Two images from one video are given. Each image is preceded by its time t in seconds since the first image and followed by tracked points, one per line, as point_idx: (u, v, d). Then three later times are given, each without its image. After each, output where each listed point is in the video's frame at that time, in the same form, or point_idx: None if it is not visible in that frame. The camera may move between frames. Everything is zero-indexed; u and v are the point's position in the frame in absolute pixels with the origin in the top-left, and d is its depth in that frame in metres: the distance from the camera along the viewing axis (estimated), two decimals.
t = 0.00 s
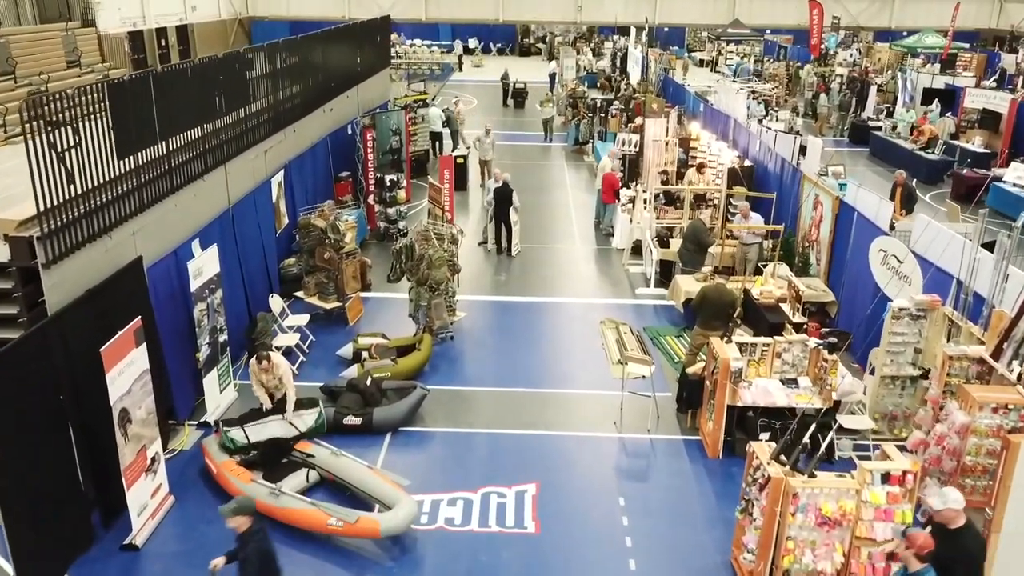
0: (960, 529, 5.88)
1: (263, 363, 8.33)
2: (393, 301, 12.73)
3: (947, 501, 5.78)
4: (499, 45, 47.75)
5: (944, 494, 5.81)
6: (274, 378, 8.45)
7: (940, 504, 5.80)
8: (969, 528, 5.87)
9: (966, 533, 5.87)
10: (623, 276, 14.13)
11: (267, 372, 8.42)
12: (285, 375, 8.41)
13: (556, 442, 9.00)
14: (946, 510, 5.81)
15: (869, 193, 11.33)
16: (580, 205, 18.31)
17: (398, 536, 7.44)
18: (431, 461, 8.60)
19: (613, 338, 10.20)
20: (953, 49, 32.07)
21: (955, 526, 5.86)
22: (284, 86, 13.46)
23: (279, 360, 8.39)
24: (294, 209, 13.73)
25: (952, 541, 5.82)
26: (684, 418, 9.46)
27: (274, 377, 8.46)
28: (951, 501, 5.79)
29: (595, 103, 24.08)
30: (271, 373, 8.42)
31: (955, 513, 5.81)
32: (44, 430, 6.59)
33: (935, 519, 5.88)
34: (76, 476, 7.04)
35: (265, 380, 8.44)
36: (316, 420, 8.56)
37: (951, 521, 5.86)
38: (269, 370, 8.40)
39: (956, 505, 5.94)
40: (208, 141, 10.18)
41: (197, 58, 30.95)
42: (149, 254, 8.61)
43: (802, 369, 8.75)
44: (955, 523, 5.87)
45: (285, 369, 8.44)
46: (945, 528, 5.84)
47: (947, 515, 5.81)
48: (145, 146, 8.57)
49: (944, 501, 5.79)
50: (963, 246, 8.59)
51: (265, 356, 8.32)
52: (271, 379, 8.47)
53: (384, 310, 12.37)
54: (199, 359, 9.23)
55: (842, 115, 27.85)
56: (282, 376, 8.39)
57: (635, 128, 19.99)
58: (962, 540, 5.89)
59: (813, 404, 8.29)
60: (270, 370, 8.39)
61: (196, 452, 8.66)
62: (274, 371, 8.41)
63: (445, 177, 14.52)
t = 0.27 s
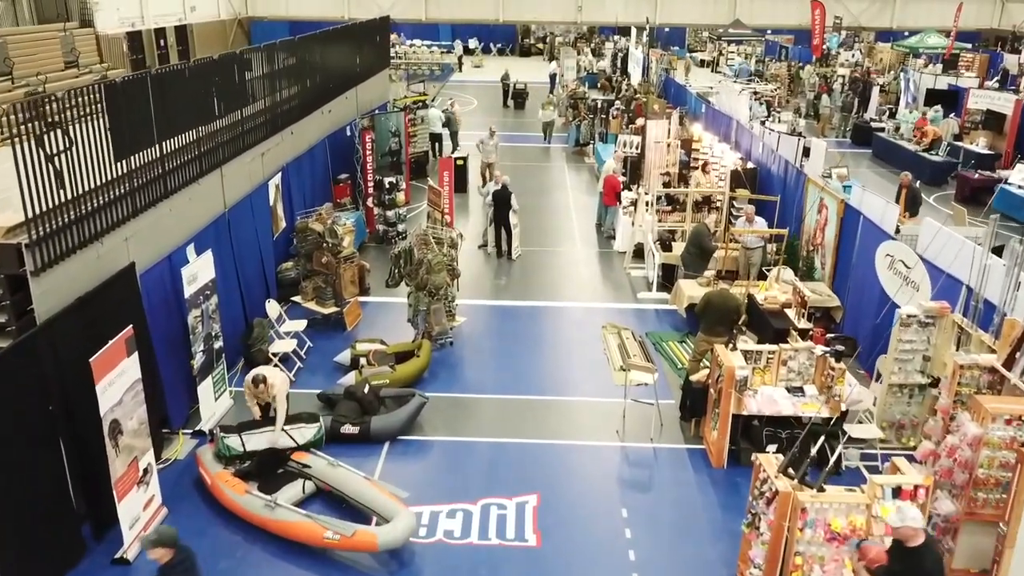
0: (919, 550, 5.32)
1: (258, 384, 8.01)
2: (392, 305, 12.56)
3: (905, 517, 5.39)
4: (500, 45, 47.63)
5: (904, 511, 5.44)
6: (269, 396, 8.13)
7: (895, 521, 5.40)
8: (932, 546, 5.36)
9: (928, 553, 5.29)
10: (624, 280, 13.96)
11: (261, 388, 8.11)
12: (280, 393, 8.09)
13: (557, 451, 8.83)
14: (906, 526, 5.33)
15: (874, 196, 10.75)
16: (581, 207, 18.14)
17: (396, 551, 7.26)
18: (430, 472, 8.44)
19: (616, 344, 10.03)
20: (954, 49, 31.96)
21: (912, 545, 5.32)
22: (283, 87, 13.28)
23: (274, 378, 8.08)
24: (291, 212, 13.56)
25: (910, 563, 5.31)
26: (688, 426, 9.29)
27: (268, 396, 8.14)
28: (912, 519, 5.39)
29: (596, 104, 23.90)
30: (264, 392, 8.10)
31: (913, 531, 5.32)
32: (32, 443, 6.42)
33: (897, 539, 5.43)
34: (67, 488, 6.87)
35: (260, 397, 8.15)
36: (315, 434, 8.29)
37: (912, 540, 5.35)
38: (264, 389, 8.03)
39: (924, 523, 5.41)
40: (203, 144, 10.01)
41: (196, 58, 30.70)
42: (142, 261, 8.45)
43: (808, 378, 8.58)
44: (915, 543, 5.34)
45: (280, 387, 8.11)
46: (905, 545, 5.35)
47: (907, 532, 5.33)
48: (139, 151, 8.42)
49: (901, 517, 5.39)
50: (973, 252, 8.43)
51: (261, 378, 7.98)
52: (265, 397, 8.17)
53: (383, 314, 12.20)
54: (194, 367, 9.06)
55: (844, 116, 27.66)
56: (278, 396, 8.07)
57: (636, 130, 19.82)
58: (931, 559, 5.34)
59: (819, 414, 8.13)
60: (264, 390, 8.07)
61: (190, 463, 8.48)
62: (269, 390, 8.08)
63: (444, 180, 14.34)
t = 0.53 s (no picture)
0: (867, 557, 5.31)
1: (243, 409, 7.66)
2: (390, 310, 12.38)
3: (850, 526, 5.33)
4: (500, 45, 47.44)
5: (848, 518, 5.37)
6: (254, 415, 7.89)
7: (840, 530, 5.36)
8: (879, 549, 5.35)
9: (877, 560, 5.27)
10: (626, 284, 13.77)
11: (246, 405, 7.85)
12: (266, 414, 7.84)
13: (559, 462, 8.64)
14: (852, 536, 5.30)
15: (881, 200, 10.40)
16: (582, 210, 17.96)
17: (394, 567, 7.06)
18: (428, 483, 8.25)
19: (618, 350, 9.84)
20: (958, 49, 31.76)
21: (860, 554, 5.30)
22: (279, 89, 13.10)
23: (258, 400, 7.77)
24: (289, 215, 13.37)
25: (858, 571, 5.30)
26: (692, 435, 9.11)
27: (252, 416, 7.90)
28: (858, 525, 5.34)
29: (596, 105, 23.72)
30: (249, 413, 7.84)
31: (858, 541, 5.28)
32: (18, 458, 6.23)
33: (844, 546, 5.41)
34: (56, 503, 6.68)
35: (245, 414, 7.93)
36: (311, 445, 8.13)
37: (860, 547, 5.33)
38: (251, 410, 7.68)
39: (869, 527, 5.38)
40: (196, 147, 9.83)
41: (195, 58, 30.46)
42: (135, 267, 8.27)
43: (815, 387, 8.40)
44: (863, 550, 5.32)
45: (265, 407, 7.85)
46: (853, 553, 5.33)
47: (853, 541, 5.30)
48: (130, 154, 8.24)
49: (846, 527, 5.33)
50: (984, 260, 8.24)
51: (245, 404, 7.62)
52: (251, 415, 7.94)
53: (382, 319, 12.01)
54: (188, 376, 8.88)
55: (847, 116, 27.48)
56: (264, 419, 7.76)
57: (637, 131, 19.64)
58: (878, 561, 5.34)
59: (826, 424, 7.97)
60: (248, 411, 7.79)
61: (183, 474, 8.30)
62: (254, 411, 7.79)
63: (444, 182, 14.16)
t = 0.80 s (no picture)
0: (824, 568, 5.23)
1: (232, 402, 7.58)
2: (389, 315, 12.19)
3: (806, 536, 5.25)
4: (499, 45, 47.22)
5: (803, 529, 5.31)
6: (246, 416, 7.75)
7: (797, 542, 5.27)
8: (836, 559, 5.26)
9: (834, 567, 5.21)
10: (628, 289, 13.57)
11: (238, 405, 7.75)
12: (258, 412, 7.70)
13: (561, 473, 8.45)
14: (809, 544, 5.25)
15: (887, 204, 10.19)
16: (583, 212, 17.77)
17: None
18: (427, 495, 8.06)
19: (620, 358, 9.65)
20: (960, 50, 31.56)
21: (817, 564, 5.22)
22: (275, 91, 12.90)
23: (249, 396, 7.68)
24: (285, 219, 13.18)
25: None
26: (696, 445, 8.92)
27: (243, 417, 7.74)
28: (813, 536, 5.28)
29: (597, 106, 23.52)
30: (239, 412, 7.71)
31: (816, 549, 5.20)
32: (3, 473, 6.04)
33: (801, 559, 5.33)
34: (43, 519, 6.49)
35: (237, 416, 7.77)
36: (306, 456, 7.92)
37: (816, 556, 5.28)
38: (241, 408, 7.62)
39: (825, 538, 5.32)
40: (190, 151, 9.63)
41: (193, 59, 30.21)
42: (127, 274, 8.08)
43: (822, 397, 8.22)
44: (819, 561, 5.25)
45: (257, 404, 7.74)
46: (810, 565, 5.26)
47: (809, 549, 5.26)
48: (122, 158, 8.06)
49: (803, 538, 5.25)
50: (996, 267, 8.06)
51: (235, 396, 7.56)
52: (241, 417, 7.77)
53: (380, 325, 11.82)
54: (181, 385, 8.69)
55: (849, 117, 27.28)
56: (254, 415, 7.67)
57: (639, 132, 19.45)
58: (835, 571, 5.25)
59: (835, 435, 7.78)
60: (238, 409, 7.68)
61: (175, 486, 8.11)
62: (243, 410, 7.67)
63: (444, 185, 13.98)
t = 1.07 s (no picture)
0: None
1: (229, 392, 7.63)
2: (387, 320, 12.02)
3: (764, 548, 4.99)
4: (500, 46, 46.99)
5: (760, 539, 5.04)
6: (244, 410, 7.75)
7: (754, 555, 5.02)
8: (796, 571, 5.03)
9: None
10: (630, 293, 13.40)
11: (232, 403, 7.77)
12: (258, 401, 7.78)
13: (562, 483, 8.27)
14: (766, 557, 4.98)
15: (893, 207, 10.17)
16: (584, 215, 17.59)
17: None
18: (425, 507, 7.88)
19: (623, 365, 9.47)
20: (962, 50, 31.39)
21: None
22: (273, 92, 12.71)
23: (246, 388, 7.78)
24: (283, 222, 13.00)
25: None
26: (700, 455, 8.75)
27: (243, 409, 7.74)
28: (772, 546, 5.03)
29: (598, 107, 23.33)
30: (238, 404, 7.72)
31: (775, 563, 4.95)
32: None
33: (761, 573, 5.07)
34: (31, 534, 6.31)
35: (234, 414, 7.71)
36: (303, 468, 7.79)
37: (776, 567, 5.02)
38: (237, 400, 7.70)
39: (786, 549, 5.11)
40: (185, 154, 9.47)
41: (192, 60, 30.01)
42: (119, 281, 7.91)
43: (829, 406, 8.05)
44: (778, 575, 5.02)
45: (253, 397, 7.81)
46: None
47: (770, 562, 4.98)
48: (114, 162, 7.88)
49: (760, 550, 4.99)
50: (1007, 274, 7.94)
51: (232, 385, 7.66)
52: (240, 412, 7.74)
53: (378, 331, 11.65)
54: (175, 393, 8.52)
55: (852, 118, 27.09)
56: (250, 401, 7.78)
57: (640, 133, 19.28)
58: None
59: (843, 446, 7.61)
60: (237, 400, 7.71)
61: (169, 497, 7.93)
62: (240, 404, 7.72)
63: (443, 187, 13.80)
